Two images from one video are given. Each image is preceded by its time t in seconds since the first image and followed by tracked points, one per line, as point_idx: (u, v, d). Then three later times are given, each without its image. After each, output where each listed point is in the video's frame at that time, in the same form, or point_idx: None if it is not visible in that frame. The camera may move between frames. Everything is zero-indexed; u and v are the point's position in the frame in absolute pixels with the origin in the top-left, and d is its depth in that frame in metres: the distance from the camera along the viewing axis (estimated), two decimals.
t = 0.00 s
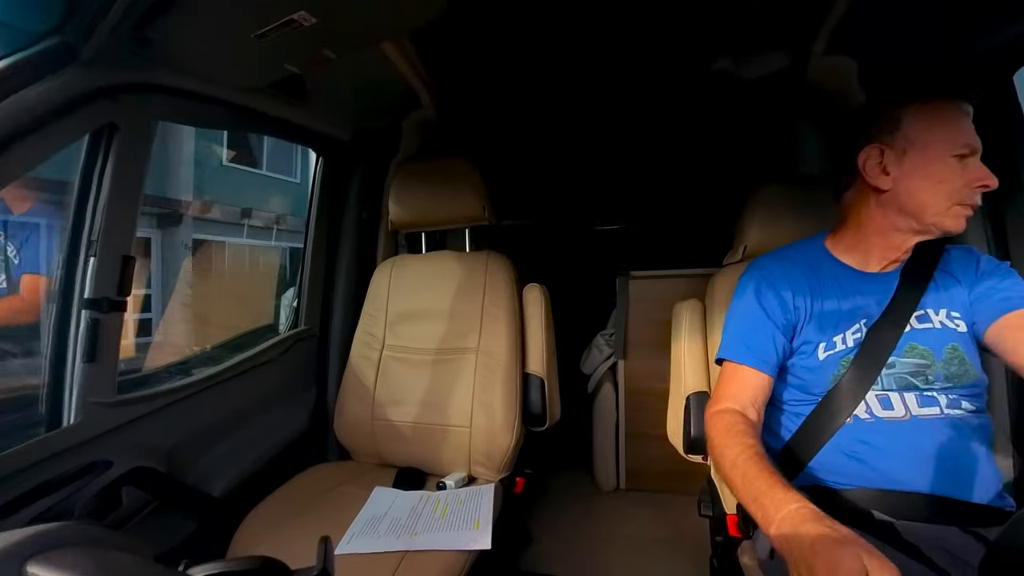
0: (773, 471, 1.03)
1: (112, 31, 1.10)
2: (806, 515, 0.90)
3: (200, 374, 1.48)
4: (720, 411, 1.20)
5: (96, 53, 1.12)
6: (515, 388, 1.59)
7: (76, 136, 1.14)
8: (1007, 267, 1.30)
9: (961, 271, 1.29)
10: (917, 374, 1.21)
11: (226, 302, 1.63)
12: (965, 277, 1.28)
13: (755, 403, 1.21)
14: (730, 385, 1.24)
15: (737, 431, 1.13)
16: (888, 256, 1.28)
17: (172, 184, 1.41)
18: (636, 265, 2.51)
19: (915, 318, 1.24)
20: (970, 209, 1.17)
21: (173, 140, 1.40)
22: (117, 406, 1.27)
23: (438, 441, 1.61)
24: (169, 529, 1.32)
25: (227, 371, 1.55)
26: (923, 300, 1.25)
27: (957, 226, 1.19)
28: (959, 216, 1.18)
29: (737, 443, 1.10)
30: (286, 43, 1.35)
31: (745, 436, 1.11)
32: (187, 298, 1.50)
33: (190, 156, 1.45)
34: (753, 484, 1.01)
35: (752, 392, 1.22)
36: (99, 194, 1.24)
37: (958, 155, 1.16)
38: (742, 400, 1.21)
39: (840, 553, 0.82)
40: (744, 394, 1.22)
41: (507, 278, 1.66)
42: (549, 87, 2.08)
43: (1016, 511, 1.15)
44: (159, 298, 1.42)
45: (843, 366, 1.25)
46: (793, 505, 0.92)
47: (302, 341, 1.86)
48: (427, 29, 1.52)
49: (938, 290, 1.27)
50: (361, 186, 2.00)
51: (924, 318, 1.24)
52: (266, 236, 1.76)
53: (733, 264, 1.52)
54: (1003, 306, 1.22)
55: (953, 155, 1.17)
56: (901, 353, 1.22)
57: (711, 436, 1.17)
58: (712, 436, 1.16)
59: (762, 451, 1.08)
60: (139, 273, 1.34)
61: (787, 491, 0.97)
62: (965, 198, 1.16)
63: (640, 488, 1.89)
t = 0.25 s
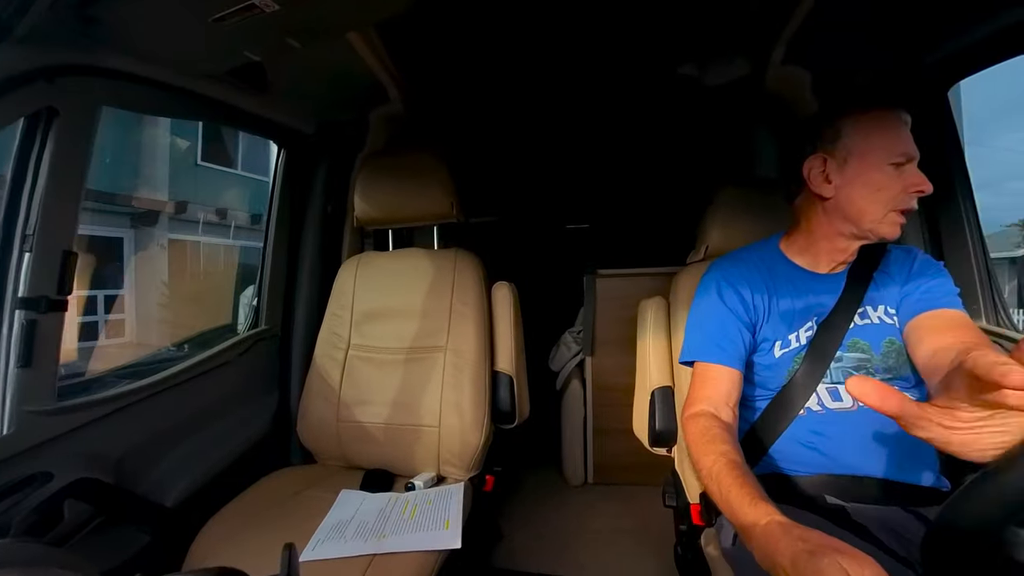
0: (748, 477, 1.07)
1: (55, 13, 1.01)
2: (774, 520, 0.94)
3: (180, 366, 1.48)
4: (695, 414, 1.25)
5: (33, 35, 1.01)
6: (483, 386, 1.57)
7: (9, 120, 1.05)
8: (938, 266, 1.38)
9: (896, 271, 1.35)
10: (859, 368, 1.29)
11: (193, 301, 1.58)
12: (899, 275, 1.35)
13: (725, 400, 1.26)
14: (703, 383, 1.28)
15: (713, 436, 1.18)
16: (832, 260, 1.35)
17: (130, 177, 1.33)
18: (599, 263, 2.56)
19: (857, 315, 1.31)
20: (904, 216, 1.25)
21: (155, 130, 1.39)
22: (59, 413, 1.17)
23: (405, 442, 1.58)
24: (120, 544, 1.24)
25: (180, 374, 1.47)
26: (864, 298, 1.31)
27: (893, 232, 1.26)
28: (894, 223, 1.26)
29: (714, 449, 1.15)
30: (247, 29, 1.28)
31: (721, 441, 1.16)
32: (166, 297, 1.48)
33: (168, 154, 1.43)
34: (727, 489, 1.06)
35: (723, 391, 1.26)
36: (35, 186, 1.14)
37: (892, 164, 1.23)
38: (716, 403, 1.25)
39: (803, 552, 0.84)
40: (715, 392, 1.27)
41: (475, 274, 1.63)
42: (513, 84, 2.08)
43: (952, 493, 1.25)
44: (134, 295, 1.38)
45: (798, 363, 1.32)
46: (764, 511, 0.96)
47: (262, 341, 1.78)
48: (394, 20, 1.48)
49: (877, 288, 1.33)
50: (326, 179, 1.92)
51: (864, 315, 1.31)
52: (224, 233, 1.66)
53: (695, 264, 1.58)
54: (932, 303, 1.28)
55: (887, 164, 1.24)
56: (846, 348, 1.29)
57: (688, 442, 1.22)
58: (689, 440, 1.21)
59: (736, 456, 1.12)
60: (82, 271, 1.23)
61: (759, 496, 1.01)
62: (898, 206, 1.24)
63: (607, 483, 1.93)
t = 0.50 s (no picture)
0: (720, 477, 1.14)
1: None
2: (744, 522, 1.01)
3: (141, 367, 1.42)
4: (669, 413, 1.30)
5: None
6: (456, 386, 1.58)
7: None
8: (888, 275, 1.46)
9: (851, 276, 1.42)
10: (815, 364, 1.34)
11: (160, 302, 1.52)
12: (853, 280, 1.41)
13: (697, 397, 1.31)
14: (676, 381, 1.33)
15: (687, 436, 1.24)
16: (780, 264, 1.41)
17: (86, 173, 1.27)
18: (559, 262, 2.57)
19: (814, 316, 1.36)
20: (813, 215, 1.31)
21: (125, 127, 1.36)
22: None
23: (375, 443, 1.57)
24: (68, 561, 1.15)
25: (132, 379, 1.38)
26: (820, 299, 1.37)
27: (809, 231, 1.32)
28: (808, 223, 1.32)
29: (689, 450, 1.21)
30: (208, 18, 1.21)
31: (695, 441, 1.22)
32: (137, 298, 1.45)
33: (139, 154, 1.41)
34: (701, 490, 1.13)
35: (696, 388, 1.31)
36: None
37: (790, 171, 1.34)
38: (689, 402, 1.31)
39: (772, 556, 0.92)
40: (688, 389, 1.31)
41: (447, 276, 1.65)
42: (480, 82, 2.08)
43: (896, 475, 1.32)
44: (102, 296, 1.35)
45: (757, 357, 1.36)
46: (735, 513, 1.03)
47: (222, 344, 1.70)
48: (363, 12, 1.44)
49: (833, 290, 1.39)
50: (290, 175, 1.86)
51: (822, 316, 1.36)
52: (180, 230, 1.57)
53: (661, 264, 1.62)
54: (884, 316, 1.35)
55: (786, 172, 1.34)
56: (803, 346, 1.34)
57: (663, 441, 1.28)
58: (664, 441, 1.27)
59: (709, 457, 1.19)
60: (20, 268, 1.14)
61: (730, 497, 1.07)
62: (803, 207, 1.32)
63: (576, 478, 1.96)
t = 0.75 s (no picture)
0: (683, 479, 1.18)
1: None
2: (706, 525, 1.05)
3: (85, 374, 1.32)
4: (636, 413, 1.33)
5: None
6: (423, 387, 1.55)
7: None
8: (841, 279, 1.51)
9: (807, 278, 1.47)
10: (774, 360, 1.39)
11: (119, 302, 1.47)
12: (808, 284, 1.46)
13: (662, 394, 1.36)
14: (641, 379, 1.37)
15: (653, 437, 1.27)
16: (736, 264, 1.47)
17: (28, 165, 1.16)
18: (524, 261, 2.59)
19: (772, 316, 1.41)
20: (748, 218, 1.38)
21: (81, 122, 1.30)
22: None
23: (340, 448, 1.53)
24: None
25: (75, 388, 1.27)
26: (776, 302, 1.42)
27: (750, 233, 1.39)
28: (746, 225, 1.39)
29: (655, 450, 1.24)
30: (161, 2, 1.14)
31: (661, 442, 1.26)
32: (95, 299, 1.39)
33: (96, 148, 1.34)
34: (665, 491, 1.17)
35: (660, 387, 1.36)
36: None
37: (725, 178, 1.41)
38: (655, 401, 1.35)
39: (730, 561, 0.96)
40: (652, 388, 1.36)
41: (415, 277, 1.62)
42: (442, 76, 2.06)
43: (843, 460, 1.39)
44: (58, 297, 1.29)
45: (718, 353, 1.42)
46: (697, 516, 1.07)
47: (174, 349, 1.61)
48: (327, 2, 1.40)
49: (790, 292, 1.45)
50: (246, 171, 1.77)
51: (780, 317, 1.41)
52: (128, 227, 1.47)
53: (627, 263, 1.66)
54: (844, 330, 1.41)
55: (722, 179, 1.42)
56: (763, 343, 1.40)
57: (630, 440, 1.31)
58: (631, 441, 1.30)
59: (674, 458, 1.23)
60: None
61: (693, 500, 1.12)
62: (738, 211, 1.40)
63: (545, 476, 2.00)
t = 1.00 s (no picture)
0: (658, 483, 1.19)
1: None
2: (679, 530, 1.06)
3: (37, 380, 1.23)
4: (613, 417, 1.35)
5: None
6: (397, 388, 1.52)
7: None
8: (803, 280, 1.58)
9: (771, 277, 1.53)
10: (742, 356, 1.44)
11: (78, 303, 1.41)
12: (772, 283, 1.52)
13: (636, 396, 1.38)
14: (617, 383, 1.39)
15: (630, 442, 1.28)
16: (705, 264, 1.52)
17: None
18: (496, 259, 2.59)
19: (739, 314, 1.46)
20: (713, 223, 1.43)
21: (37, 115, 1.22)
22: None
23: (311, 452, 1.48)
24: None
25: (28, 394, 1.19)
26: (742, 300, 1.48)
27: (716, 239, 1.44)
28: (711, 230, 1.44)
29: (632, 454, 1.26)
30: None
31: (637, 446, 1.27)
32: (53, 300, 1.33)
33: (54, 143, 1.27)
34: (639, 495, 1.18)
35: (634, 391, 1.38)
36: None
37: (690, 184, 1.45)
38: (631, 406, 1.37)
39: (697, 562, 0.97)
40: (627, 391, 1.38)
41: (387, 276, 1.59)
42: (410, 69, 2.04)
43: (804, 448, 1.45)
44: (14, 303, 1.23)
45: (690, 350, 1.46)
46: (669, 520, 1.08)
47: (131, 353, 1.52)
48: None
49: (754, 292, 1.50)
50: (209, 166, 1.69)
51: (746, 315, 1.47)
52: (78, 225, 1.37)
53: (600, 262, 1.69)
54: (805, 328, 1.48)
55: (688, 185, 1.46)
56: (731, 339, 1.44)
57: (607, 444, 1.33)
58: (608, 444, 1.31)
59: (649, 463, 1.24)
60: None
61: (666, 504, 1.13)
62: (704, 217, 1.44)
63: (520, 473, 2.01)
